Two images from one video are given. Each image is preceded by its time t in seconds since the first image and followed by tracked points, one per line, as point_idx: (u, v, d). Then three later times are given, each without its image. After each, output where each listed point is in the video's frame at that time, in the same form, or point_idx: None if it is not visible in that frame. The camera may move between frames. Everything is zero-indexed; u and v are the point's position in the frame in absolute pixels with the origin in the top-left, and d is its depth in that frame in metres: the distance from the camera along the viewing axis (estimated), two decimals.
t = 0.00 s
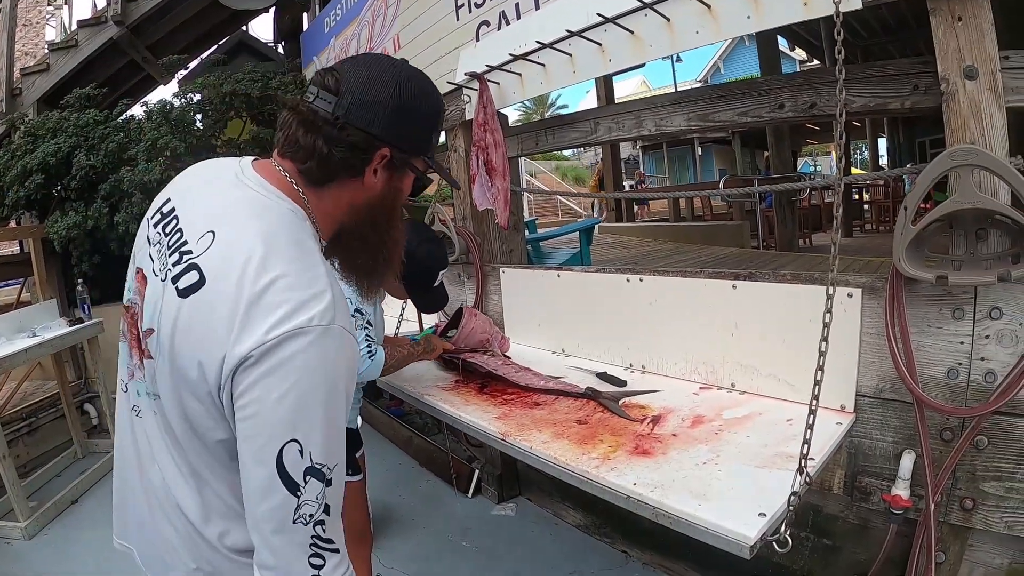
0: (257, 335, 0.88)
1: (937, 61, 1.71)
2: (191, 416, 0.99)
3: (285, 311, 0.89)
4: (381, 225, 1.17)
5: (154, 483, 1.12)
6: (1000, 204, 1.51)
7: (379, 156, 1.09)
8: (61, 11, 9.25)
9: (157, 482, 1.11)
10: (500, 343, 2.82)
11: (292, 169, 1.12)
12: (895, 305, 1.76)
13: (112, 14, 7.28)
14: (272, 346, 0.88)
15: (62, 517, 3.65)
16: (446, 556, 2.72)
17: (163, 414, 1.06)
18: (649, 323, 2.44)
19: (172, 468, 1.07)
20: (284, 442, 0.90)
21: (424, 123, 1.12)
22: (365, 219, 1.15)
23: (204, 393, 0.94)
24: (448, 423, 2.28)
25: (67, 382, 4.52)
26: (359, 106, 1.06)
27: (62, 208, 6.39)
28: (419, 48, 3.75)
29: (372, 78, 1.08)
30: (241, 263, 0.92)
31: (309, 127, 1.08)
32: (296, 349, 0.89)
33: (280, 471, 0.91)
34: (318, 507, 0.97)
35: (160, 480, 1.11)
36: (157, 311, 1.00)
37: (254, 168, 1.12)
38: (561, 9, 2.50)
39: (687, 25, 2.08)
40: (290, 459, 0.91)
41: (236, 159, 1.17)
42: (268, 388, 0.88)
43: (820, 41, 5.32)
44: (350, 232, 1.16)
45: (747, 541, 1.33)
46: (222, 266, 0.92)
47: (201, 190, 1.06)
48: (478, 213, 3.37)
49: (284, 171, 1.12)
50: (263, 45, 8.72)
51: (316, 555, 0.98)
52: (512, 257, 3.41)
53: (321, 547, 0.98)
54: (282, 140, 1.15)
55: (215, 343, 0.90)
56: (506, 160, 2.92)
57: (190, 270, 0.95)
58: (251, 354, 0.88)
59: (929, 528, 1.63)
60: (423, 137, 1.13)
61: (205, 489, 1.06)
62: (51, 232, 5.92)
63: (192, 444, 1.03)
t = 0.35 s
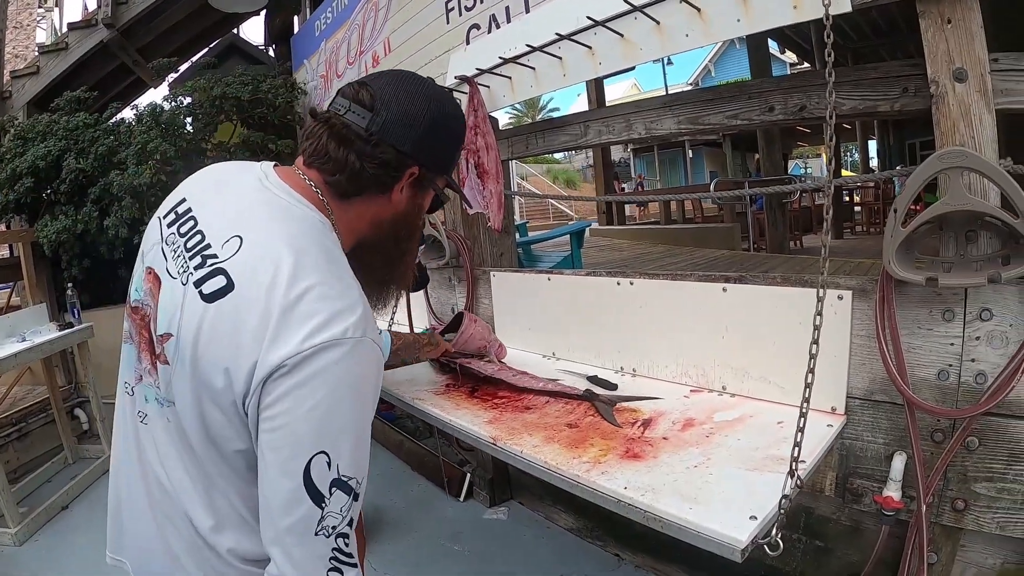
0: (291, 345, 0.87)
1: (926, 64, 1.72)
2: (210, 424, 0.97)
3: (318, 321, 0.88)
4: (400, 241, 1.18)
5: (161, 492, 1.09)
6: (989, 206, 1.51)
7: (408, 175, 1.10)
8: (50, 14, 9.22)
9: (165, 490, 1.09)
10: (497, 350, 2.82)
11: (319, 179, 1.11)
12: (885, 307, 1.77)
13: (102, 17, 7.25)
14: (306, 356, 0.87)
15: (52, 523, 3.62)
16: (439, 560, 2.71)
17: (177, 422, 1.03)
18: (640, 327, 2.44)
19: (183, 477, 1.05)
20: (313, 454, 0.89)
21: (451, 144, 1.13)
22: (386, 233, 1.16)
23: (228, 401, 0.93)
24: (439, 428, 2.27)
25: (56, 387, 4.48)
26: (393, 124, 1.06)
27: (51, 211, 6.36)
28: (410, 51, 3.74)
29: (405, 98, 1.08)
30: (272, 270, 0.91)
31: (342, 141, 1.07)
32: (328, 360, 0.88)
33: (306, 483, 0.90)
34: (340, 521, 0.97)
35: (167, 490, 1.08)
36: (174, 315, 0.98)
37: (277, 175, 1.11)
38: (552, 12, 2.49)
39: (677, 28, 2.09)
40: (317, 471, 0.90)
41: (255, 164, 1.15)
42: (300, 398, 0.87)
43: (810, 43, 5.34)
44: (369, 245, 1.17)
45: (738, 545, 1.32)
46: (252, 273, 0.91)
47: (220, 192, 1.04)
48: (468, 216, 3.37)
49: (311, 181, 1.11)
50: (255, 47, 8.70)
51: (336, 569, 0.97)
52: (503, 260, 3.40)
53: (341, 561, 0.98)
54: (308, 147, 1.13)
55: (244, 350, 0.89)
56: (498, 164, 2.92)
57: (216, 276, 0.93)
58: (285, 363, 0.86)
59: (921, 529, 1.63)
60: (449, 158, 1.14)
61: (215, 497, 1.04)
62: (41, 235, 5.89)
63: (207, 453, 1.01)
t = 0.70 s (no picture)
0: (227, 333, 0.87)
1: (915, 64, 1.72)
2: (168, 426, 0.97)
3: (253, 306, 0.88)
4: (345, 216, 1.17)
5: (137, 503, 1.09)
6: (978, 205, 1.52)
7: (346, 145, 1.10)
8: (40, 17, 9.17)
9: (140, 501, 1.08)
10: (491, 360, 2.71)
11: (256, 164, 1.10)
12: (875, 306, 1.78)
13: (92, 19, 7.20)
14: (244, 341, 0.87)
15: (43, 528, 3.60)
16: (433, 562, 2.70)
17: (140, 429, 1.03)
18: (632, 327, 2.44)
19: (154, 485, 1.05)
20: (266, 440, 0.89)
21: (384, 112, 1.14)
22: (331, 208, 1.15)
23: (179, 398, 0.93)
24: (432, 430, 2.27)
25: (48, 392, 4.46)
26: (324, 95, 1.06)
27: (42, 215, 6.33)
28: (400, 53, 3.74)
29: (333, 69, 1.09)
30: (206, 262, 0.91)
31: (276, 118, 1.06)
32: (267, 343, 0.88)
33: (264, 470, 0.90)
34: (307, 504, 0.96)
35: (142, 500, 1.07)
36: (125, 321, 0.98)
37: (212, 168, 1.10)
38: (543, 14, 2.50)
39: (666, 30, 2.10)
40: (273, 457, 0.90)
41: (192, 161, 1.14)
42: (244, 385, 0.87)
43: (801, 44, 5.37)
44: (315, 223, 1.16)
45: (729, 545, 1.33)
46: (187, 267, 0.91)
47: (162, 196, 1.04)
48: (459, 218, 3.37)
49: (249, 170, 1.10)
50: (246, 50, 8.69)
51: (310, 554, 0.97)
52: (494, 262, 3.40)
53: (314, 546, 0.98)
54: (241, 135, 1.12)
55: (186, 345, 0.89)
56: (487, 166, 2.91)
57: (157, 276, 0.94)
58: (223, 353, 0.86)
59: (912, 527, 1.63)
60: (384, 124, 1.14)
61: (190, 501, 1.03)
62: (32, 239, 5.86)
63: (173, 457, 1.01)
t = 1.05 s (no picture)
0: (176, 323, 0.87)
1: (920, 63, 1.72)
2: (134, 423, 0.98)
3: (200, 295, 0.88)
4: (304, 199, 1.14)
5: (117, 506, 1.09)
6: (983, 205, 1.52)
7: (298, 123, 1.07)
8: (44, 14, 9.17)
9: (120, 502, 1.08)
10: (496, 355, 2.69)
11: (208, 152, 1.07)
12: (879, 307, 1.77)
13: (95, 17, 7.20)
14: (192, 331, 0.86)
15: (46, 525, 3.61)
16: (434, 560, 2.70)
17: (112, 429, 1.04)
18: (635, 327, 2.43)
19: (130, 485, 1.05)
20: (222, 430, 0.89)
21: (333, 89, 1.12)
22: (289, 190, 1.11)
23: (139, 394, 0.93)
24: (433, 428, 2.27)
25: (50, 389, 4.47)
26: (272, 73, 1.04)
27: (45, 212, 6.34)
28: (403, 51, 3.73)
29: (279, 47, 1.07)
30: (154, 255, 0.91)
31: (225, 100, 1.03)
32: (216, 330, 0.87)
33: (224, 461, 0.90)
34: (273, 493, 0.96)
35: (122, 501, 1.08)
36: (90, 323, 1.00)
37: (166, 163, 1.08)
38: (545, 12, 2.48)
39: (670, 29, 2.09)
40: (232, 446, 0.90)
41: (147, 158, 1.12)
42: (195, 375, 0.87)
43: (805, 43, 5.35)
44: (274, 208, 1.13)
45: (732, 545, 1.32)
46: (138, 262, 0.92)
47: (122, 196, 1.04)
48: (462, 216, 3.37)
49: (202, 161, 1.07)
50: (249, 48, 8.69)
51: (282, 543, 0.98)
52: (497, 261, 3.39)
53: (286, 535, 0.99)
54: (192, 126, 1.09)
55: (140, 339, 0.90)
56: (485, 163, 2.92)
57: (113, 273, 0.94)
58: (172, 344, 0.87)
59: (915, 528, 1.63)
60: (335, 100, 1.13)
61: (167, 502, 1.03)
62: (35, 236, 5.85)
63: (143, 456, 1.01)
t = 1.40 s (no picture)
0: (153, 312, 0.88)
1: (921, 70, 1.72)
2: (120, 424, 0.98)
3: (176, 283, 0.88)
4: (275, 186, 1.18)
5: (111, 515, 1.08)
6: (985, 213, 1.51)
7: (262, 110, 1.11)
8: (48, 17, 9.19)
9: (113, 511, 1.08)
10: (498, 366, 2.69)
11: (177, 152, 1.10)
12: (880, 315, 1.77)
13: (98, 20, 7.17)
14: (169, 318, 0.87)
15: (46, 529, 3.60)
16: (434, 566, 2.70)
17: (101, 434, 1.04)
18: (635, 333, 2.43)
19: (122, 490, 1.04)
20: (204, 418, 0.88)
21: (292, 75, 1.16)
22: (260, 178, 1.15)
23: (122, 392, 0.94)
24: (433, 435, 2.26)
25: (51, 392, 4.47)
26: (232, 66, 1.08)
27: (47, 215, 6.35)
28: (405, 56, 3.74)
29: (235, 40, 1.10)
30: (131, 250, 0.92)
31: (187, 97, 1.07)
32: (193, 316, 0.88)
33: (207, 449, 0.90)
34: (259, 482, 0.96)
35: (115, 509, 1.07)
36: (74, 329, 1.00)
37: (138, 169, 1.10)
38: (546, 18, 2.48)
39: (671, 35, 2.09)
40: (215, 434, 0.90)
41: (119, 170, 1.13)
42: (173, 363, 0.87)
43: (807, 50, 5.36)
44: (249, 197, 1.16)
45: (731, 554, 1.32)
46: (116, 260, 0.92)
47: (103, 203, 1.05)
48: (463, 222, 3.36)
49: (172, 161, 1.10)
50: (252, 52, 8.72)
51: (272, 536, 0.97)
52: (498, 266, 3.39)
53: (276, 527, 0.98)
54: (161, 130, 1.13)
55: (121, 333, 0.90)
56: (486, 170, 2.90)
57: (94, 273, 0.95)
58: (150, 333, 0.87)
59: (917, 537, 1.62)
60: (296, 85, 1.17)
61: (162, 503, 1.02)
62: (37, 240, 5.85)
63: (132, 458, 1.00)
